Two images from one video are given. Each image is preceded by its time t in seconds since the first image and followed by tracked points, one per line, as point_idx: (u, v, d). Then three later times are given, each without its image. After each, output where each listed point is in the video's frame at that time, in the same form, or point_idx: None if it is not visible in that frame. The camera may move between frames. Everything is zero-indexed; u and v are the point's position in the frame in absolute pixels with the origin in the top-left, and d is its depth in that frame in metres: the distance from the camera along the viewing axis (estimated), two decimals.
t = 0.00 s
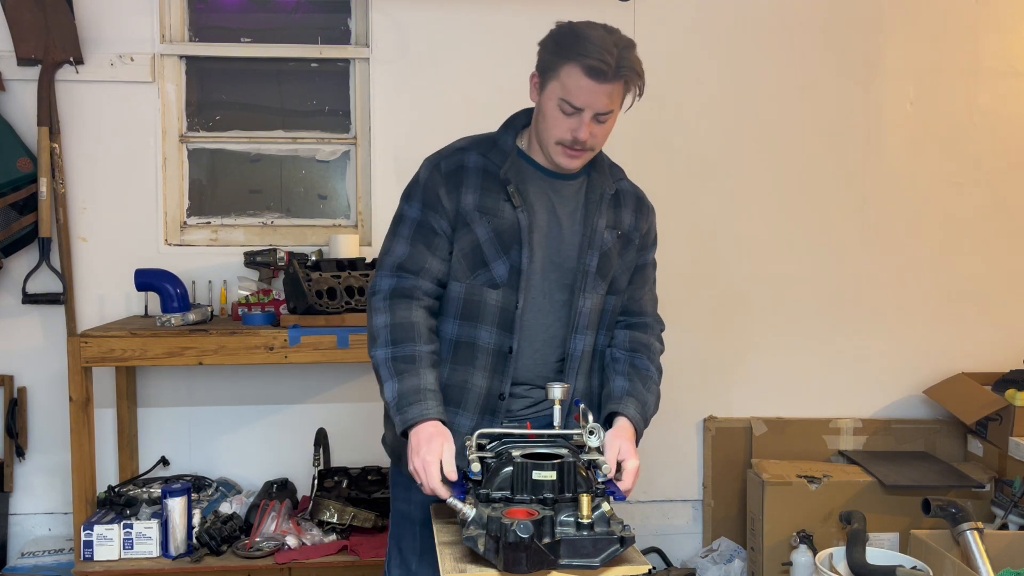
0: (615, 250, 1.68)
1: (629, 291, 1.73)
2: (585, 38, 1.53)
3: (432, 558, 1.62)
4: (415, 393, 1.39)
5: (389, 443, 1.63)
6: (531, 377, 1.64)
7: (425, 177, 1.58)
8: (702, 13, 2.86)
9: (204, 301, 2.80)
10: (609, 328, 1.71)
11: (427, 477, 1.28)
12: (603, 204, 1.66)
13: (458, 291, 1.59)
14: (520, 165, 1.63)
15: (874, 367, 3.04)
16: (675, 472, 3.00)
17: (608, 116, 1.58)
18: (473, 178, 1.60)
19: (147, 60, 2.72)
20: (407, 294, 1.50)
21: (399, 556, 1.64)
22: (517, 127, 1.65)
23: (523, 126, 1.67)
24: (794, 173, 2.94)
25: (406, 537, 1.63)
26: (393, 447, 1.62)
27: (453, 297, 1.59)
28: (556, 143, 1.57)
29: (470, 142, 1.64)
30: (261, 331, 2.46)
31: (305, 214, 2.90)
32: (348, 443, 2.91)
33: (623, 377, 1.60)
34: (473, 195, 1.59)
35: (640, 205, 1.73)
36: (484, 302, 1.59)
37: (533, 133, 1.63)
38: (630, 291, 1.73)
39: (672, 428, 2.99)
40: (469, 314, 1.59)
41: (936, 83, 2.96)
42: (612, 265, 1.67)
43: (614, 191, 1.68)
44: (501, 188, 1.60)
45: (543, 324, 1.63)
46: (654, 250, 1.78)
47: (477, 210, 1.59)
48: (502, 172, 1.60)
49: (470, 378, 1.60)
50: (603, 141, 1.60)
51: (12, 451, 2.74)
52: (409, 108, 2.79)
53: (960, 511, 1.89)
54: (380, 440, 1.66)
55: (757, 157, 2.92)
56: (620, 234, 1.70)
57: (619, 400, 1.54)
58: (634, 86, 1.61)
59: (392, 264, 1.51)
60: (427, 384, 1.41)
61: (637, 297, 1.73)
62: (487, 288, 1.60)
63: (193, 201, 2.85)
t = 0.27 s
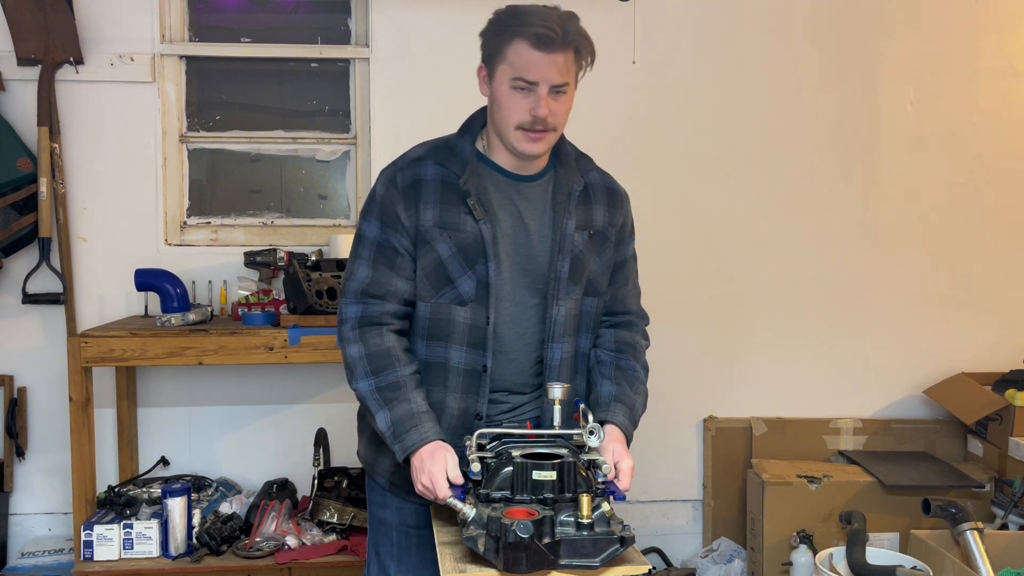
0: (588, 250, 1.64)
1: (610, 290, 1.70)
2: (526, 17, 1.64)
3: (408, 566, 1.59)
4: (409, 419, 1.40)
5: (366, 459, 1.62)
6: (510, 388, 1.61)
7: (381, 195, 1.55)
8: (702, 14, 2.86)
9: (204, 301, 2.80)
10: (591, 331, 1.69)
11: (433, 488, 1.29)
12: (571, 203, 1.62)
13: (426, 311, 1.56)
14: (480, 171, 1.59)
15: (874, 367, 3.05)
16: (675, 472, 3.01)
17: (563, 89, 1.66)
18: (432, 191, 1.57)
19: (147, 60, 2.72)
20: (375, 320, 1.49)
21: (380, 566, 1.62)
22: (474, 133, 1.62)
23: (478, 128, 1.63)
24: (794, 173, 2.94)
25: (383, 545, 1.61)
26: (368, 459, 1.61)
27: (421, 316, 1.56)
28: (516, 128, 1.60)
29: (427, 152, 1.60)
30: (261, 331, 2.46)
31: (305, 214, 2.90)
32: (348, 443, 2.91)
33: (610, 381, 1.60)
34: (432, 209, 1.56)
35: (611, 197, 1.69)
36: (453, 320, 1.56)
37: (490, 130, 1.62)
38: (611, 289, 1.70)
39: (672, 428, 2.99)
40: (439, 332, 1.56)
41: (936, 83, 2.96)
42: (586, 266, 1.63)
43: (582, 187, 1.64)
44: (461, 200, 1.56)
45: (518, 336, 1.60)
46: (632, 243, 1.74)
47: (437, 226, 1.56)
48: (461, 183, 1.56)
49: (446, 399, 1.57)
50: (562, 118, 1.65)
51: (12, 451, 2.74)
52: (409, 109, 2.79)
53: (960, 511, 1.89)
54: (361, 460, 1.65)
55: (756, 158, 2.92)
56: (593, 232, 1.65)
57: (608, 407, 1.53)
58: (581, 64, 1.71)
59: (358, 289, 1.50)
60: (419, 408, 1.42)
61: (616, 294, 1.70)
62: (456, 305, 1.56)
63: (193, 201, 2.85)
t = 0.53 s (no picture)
0: (575, 244, 1.61)
1: (602, 281, 1.67)
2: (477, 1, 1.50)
3: (405, 567, 1.59)
4: (411, 426, 1.40)
5: (363, 466, 1.63)
6: (502, 389, 1.59)
7: (358, 205, 1.54)
8: (702, 14, 2.86)
9: (204, 301, 2.80)
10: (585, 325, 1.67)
11: (435, 491, 1.30)
12: (552, 196, 1.59)
13: (411, 317, 1.55)
14: (457, 171, 1.57)
15: (874, 367, 3.04)
16: (675, 472, 3.01)
17: (526, 72, 1.53)
18: (408, 198, 1.55)
19: (147, 60, 2.72)
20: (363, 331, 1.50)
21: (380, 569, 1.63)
22: (447, 134, 1.59)
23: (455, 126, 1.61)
24: (794, 173, 2.94)
25: (382, 548, 1.61)
26: (365, 465, 1.62)
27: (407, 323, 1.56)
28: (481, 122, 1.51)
29: (401, 157, 1.58)
30: (261, 331, 2.46)
31: (304, 214, 2.90)
32: (349, 443, 2.92)
33: (606, 376, 1.59)
34: (409, 216, 1.55)
35: (595, 184, 1.65)
36: (440, 325, 1.55)
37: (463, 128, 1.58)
38: (602, 280, 1.67)
39: (672, 428, 2.99)
40: (426, 338, 1.56)
41: (936, 83, 2.96)
42: (573, 260, 1.61)
43: (564, 178, 1.61)
44: (437, 204, 1.55)
45: (508, 336, 1.58)
46: (622, 230, 1.70)
47: (415, 232, 1.55)
48: (436, 186, 1.54)
49: (438, 403, 1.56)
50: (529, 104, 1.53)
51: (12, 451, 2.74)
52: (409, 109, 2.79)
53: (960, 511, 1.89)
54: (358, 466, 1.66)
55: (756, 157, 2.92)
56: (578, 224, 1.62)
57: (604, 403, 1.54)
58: (546, 38, 1.55)
59: (343, 301, 1.51)
60: (420, 413, 1.42)
61: (608, 285, 1.67)
62: (441, 310, 1.55)
63: (193, 201, 2.85)
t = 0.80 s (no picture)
0: (573, 242, 1.61)
1: (601, 279, 1.67)
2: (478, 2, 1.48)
3: (405, 568, 1.59)
4: (410, 426, 1.40)
5: (362, 467, 1.63)
6: (502, 388, 1.59)
7: (356, 205, 1.54)
8: (702, 13, 2.86)
9: (204, 301, 2.80)
10: (584, 323, 1.67)
11: (437, 493, 1.30)
12: (550, 194, 1.59)
13: (410, 317, 1.55)
14: (455, 170, 1.57)
15: (873, 367, 3.04)
16: (675, 472, 3.01)
17: (528, 73, 1.51)
18: (405, 197, 1.55)
19: (147, 60, 2.72)
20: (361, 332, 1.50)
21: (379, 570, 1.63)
22: (444, 133, 1.60)
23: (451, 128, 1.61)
24: (794, 173, 2.94)
25: (381, 548, 1.61)
26: (364, 465, 1.62)
27: (406, 323, 1.56)
28: (484, 122, 1.49)
29: (398, 156, 1.58)
30: (261, 331, 2.46)
31: (305, 214, 2.90)
32: (348, 443, 2.92)
33: (605, 376, 1.59)
34: (406, 216, 1.55)
35: (593, 183, 1.65)
36: (438, 325, 1.55)
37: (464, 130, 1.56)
38: (600, 278, 1.67)
39: (672, 428, 2.99)
40: (425, 338, 1.55)
41: (936, 83, 2.96)
42: (572, 258, 1.61)
43: (562, 175, 1.61)
44: (435, 203, 1.55)
45: (507, 335, 1.58)
46: (620, 228, 1.70)
47: (413, 232, 1.55)
48: (434, 185, 1.54)
49: (438, 403, 1.56)
50: (532, 105, 1.51)
51: (12, 451, 2.74)
52: (408, 108, 2.79)
53: (960, 511, 1.88)
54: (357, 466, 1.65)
55: (756, 157, 2.92)
56: (576, 223, 1.62)
57: (604, 403, 1.53)
58: (546, 41, 1.55)
59: (341, 301, 1.51)
60: (418, 414, 1.42)
61: (607, 284, 1.67)
62: (439, 310, 1.55)
63: (193, 201, 2.85)
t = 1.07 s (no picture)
0: (576, 243, 1.61)
1: (602, 281, 1.68)
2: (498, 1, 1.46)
3: (404, 568, 1.59)
4: (410, 426, 1.40)
5: (362, 465, 1.62)
6: (502, 389, 1.59)
7: (360, 202, 1.54)
8: (702, 13, 2.86)
9: (204, 301, 2.80)
10: (585, 325, 1.67)
11: (437, 492, 1.30)
12: (554, 195, 1.59)
13: (412, 317, 1.55)
14: (459, 171, 1.57)
15: (873, 367, 3.05)
16: (675, 472, 3.01)
17: (546, 74, 1.50)
18: (409, 196, 1.55)
19: (147, 60, 2.72)
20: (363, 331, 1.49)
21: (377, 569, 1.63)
22: (450, 132, 1.60)
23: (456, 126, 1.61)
24: (794, 173, 2.94)
25: (380, 547, 1.61)
26: (364, 464, 1.61)
27: (408, 322, 1.55)
28: (501, 122, 1.47)
29: (403, 154, 1.58)
30: (261, 331, 2.46)
31: (305, 214, 2.90)
32: (348, 443, 2.92)
33: (605, 377, 1.60)
34: (411, 214, 1.54)
35: (596, 185, 1.65)
36: (440, 325, 1.55)
37: (475, 128, 1.54)
38: (601, 280, 1.67)
39: (672, 428, 2.99)
40: (427, 337, 1.55)
41: (936, 84, 2.96)
42: (574, 259, 1.61)
43: (565, 177, 1.61)
44: (439, 203, 1.54)
45: (509, 336, 1.58)
46: (622, 230, 1.70)
47: (417, 231, 1.54)
48: (438, 185, 1.54)
49: (438, 403, 1.56)
50: (548, 105, 1.50)
51: (12, 451, 2.74)
52: (408, 108, 2.79)
53: (960, 511, 1.88)
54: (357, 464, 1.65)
55: (756, 157, 2.92)
56: (579, 224, 1.62)
57: (603, 404, 1.53)
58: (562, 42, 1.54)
59: (344, 299, 1.50)
60: (419, 413, 1.42)
61: (608, 285, 1.67)
62: (442, 310, 1.55)
63: (193, 201, 2.85)
